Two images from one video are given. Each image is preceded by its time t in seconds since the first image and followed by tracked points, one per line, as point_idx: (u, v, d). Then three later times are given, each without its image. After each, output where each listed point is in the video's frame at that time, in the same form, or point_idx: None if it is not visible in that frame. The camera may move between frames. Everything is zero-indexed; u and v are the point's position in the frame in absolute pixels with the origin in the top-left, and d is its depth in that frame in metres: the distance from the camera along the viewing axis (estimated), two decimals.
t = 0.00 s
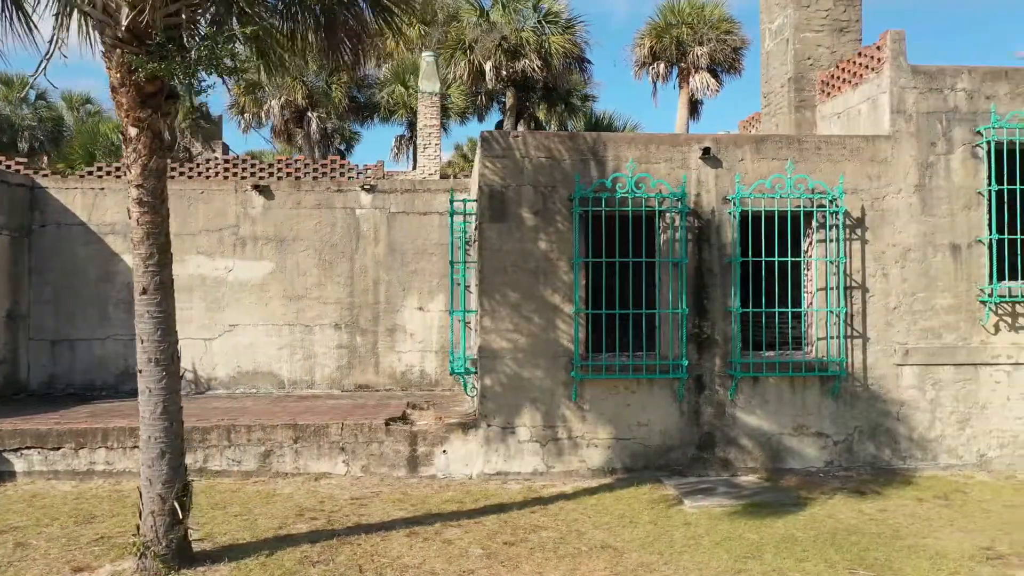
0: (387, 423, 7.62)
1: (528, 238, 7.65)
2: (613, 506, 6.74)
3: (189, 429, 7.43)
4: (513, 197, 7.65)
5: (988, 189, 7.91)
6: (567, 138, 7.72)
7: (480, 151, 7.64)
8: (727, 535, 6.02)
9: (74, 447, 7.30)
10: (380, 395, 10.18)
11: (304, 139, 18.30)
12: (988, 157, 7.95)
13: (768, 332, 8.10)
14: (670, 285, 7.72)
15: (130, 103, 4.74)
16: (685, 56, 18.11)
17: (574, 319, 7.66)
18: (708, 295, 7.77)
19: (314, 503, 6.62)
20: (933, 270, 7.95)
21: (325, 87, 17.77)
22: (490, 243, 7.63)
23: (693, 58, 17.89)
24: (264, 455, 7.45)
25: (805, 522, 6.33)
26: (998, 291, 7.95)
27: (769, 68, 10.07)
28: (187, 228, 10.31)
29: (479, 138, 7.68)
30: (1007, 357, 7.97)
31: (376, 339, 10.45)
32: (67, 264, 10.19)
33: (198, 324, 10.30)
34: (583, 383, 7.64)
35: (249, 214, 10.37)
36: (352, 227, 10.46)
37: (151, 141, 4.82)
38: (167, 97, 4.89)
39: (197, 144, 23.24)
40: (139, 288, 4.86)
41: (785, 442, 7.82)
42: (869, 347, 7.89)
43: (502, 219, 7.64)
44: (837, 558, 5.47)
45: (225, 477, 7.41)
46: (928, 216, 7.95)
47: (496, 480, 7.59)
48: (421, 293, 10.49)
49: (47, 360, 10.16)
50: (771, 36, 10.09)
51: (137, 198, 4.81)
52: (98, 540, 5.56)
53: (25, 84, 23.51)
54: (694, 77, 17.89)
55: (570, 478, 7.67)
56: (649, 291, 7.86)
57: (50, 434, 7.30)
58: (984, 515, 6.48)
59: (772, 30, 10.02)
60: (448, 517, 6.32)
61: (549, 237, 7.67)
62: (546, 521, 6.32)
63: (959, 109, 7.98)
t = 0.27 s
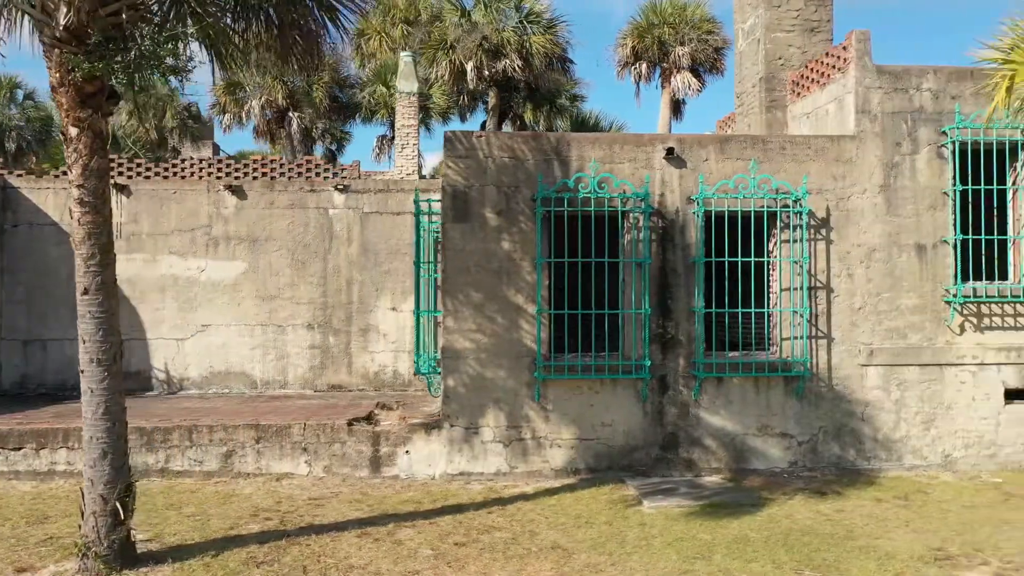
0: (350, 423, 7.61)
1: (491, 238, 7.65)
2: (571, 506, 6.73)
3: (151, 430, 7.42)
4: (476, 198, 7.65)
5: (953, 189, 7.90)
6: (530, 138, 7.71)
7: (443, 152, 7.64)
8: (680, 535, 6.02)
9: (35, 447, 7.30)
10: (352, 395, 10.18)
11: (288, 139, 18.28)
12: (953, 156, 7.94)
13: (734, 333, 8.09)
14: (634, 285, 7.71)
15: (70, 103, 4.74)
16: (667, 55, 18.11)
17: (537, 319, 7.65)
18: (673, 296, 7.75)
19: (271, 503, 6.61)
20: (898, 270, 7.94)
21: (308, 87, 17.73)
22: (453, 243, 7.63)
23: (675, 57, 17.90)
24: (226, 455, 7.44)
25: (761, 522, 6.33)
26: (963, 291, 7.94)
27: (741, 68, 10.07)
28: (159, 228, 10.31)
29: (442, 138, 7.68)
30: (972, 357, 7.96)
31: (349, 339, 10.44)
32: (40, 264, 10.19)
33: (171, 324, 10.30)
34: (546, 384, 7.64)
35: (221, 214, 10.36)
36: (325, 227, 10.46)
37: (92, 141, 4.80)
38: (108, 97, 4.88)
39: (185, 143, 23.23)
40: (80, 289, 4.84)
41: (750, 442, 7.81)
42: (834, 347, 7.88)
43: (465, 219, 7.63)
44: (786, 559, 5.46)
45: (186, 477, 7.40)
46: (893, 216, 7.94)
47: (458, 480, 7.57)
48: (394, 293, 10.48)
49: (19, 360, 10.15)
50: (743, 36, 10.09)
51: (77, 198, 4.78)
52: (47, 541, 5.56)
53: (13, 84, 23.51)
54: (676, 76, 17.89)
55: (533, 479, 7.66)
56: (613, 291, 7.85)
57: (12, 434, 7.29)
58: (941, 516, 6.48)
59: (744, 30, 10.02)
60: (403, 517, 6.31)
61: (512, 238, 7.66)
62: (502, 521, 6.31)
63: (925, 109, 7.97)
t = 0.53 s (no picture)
0: (313, 423, 7.59)
1: (455, 237, 7.64)
2: (530, 506, 6.71)
3: (113, 430, 7.41)
4: (440, 197, 7.64)
5: (919, 189, 7.89)
6: (494, 138, 7.71)
7: (407, 151, 7.63)
8: (634, 535, 6.01)
9: None
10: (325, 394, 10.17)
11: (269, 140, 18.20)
12: (918, 156, 7.92)
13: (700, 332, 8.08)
14: (598, 285, 7.70)
15: (11, 103, 4.76)
16: (650, 55, 18.12)
17: (501, 319, 7.64)
18: (638, 296, 7.74)
19: (228, 503, 6.60)
20: (864, 270, 7.93)
21: (290, 87, 17.68)
22: (417, 243, 7.62)
23: (657, 57, 17.91)
24: (188, 455, 7.43)
25: (718, 522, 6.31)
26: (928, 291, 7.93)
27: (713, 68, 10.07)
28: (132, 228, 10.30)
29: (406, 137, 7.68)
30: (938, 357, 7.95)
31: (323, 339, 10.43)
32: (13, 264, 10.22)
33: (143, 324, 10.28)
34: (510, 383, 7.62)
35: (194, 213, 10.36)
36: (299, 227, 10.45)
37: (34, 140, 4.81)
38: (50, 96, 4.92)
39: (173, 143, 23.24)
40: (22, 288, 4.82)
41: (715, 442, 7.79)
42: (799, 347, 7.87)
43: (429, 218, 7.62)
44: (736, 559, 5.45)
45: (148, 477, 7.39)
46: (859, 216, 7.94)
47: (422, 480, 7.56)
48: (367, 293, 10.47)
49: None
50: (715, 36, 10.09)
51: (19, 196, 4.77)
52: None
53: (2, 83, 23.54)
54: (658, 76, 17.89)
55: (497, 479, 7.65)
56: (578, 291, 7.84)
57: None
58: (899, 516, 6.47)
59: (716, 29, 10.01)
60: (359, 517, 6.30)
61: (476, 237, 7.65)
62: (458, 521, 6.30)
63: (890, 109, 7.97)
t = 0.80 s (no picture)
0: (276, 423, 7.59)
1: (419, 237, 7.63)
2: (489, 506, 6.71)
3: (75, 430, 7.41)
4: (404, 197, 7.63)
5: (885, 189, 7.88)
6: (459, 138, 7.69)
7: (370, 151, 7.61)
8: (589, 535, 6.00)
9: None
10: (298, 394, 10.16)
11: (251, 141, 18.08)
12: (885, 156, 7.91)
13: (667, 332, 8.08)
14: (562, 284, 7.69)
15: None
16: (632, 56, 18.12)
17: (466, 319, 7.63)
18: (604, 296, 7.73)
19: (186, 503, 6.59)
20: (830, 270, 7.93)
21: (273, 86, 17.64)
22: (381, 243, 7.60)
23: (639, 57, 17.91)
24: (151, 455, 7.43)
25: (675, 522, 6.30)
26: (894, 291, 7.93)
27: (687, 68, 10.06)
28: (105, 228, 10.29)
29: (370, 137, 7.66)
30: (904, 357, 7.94)
31: (296, 339, 10.42)
32: None
33: (116, 324, 10.27)
34: (474, 383, 7.62)
35: (168, 213, 10.35)
36: (272, 227, 10.44)
37: None
38: None
39: (161, 143, 23.23)
40: None
41: (679, 442, 7.78)
42: (765, 347, 7.87)
43: (393, 218, 7.61)
44: (685, 560, 5.44)
45: (111, 477, 7.38)
46: (824, 216, 7.93)
47: (385, 480, 7.55)
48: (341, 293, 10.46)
49: None
50: (688, 36, 10.08)
51: None
52: None
53: None
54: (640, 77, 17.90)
55: (461, 479, 7.64)
56: (544, 290, 7.83)
57: None
58: (857, 516, 6.46)
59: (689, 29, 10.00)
60: (316, 517, 6.30)
61: (440, 237, 7.64)
62: (414, 522, 6.29)
63: (857, 109, 7.96)
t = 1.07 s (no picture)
0: (240, 423, 7.58)
1: (383, 237, 7.63)
2: (448, 508, 6.70)
3: (38, 430, 7.41)
4: (368, 197, 7.62)
5: (851, 190, 7.86)
6: (423, 138, 7.68)
7: (334, 151, 7.61)
8: (543, 536, 5.99)
9: None
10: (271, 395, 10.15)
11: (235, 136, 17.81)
12: (851, 157, 7.90)
13: (634, 332, 8.07)
14: (527, 285, 7.68)
15: None
16: (615, 56, 18.14)
17: (430, 319, 7.62)
18: (569, 296, 7.72)
19: (143, 504, 6.58)
20: (796, 271, 7.91)
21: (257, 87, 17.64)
22: (344, 243, 7.60)
23: (622, 57, 17.93)
24: (113, 456, 7.42)
25: (631, 523, 6.29)
26: (860, 291, 7.90)
27: (660, 68, 10.07)
28: (78, 228, 10.29)
29: (334, 138, 7.66)
30: (870, 358, 7.93)
31: (270, 339, 10.41)
32: None
33: (89, 325, 10.27)
34: (438, 384, 7.61)
35: (141, 214, 10.34)
36: (246, 227, 10.44)
37: None
38: None
39: (150, 144, 23.23)
40: None
41: (644, 443, 7.77)
42: (730, 348, 7.85)
43: (357, 218, 7.60)
44: (635, 561, 5.43)
45: (73, 478, 7.37)
46: (790, 216, 7.91)
47: (349, 481, 7.54)
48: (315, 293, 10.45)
49: None
50: (662, 37, 10.08)
51: None
52: None
53: None
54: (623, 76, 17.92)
55: (426, 479, 7.63)
56: (509, 291, 7.82)
57: None
58: (815, 517, 6.45)
59: (663, 30, 10.01)
60: (271, 518, 6.29)
61: (404, 238, 7.63)
62: (370, 523, 6.28)
63: (823, 109, 7.95)
